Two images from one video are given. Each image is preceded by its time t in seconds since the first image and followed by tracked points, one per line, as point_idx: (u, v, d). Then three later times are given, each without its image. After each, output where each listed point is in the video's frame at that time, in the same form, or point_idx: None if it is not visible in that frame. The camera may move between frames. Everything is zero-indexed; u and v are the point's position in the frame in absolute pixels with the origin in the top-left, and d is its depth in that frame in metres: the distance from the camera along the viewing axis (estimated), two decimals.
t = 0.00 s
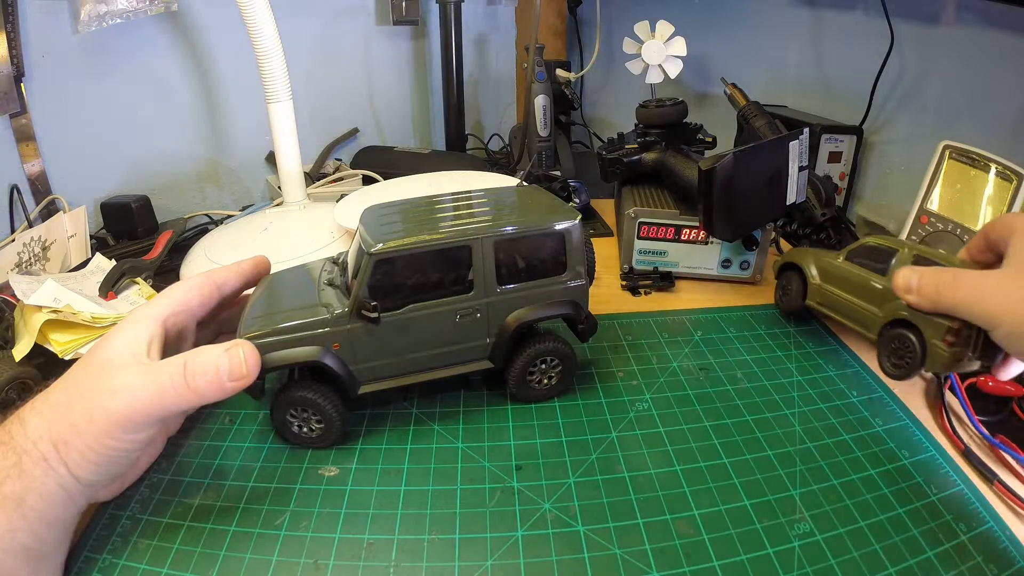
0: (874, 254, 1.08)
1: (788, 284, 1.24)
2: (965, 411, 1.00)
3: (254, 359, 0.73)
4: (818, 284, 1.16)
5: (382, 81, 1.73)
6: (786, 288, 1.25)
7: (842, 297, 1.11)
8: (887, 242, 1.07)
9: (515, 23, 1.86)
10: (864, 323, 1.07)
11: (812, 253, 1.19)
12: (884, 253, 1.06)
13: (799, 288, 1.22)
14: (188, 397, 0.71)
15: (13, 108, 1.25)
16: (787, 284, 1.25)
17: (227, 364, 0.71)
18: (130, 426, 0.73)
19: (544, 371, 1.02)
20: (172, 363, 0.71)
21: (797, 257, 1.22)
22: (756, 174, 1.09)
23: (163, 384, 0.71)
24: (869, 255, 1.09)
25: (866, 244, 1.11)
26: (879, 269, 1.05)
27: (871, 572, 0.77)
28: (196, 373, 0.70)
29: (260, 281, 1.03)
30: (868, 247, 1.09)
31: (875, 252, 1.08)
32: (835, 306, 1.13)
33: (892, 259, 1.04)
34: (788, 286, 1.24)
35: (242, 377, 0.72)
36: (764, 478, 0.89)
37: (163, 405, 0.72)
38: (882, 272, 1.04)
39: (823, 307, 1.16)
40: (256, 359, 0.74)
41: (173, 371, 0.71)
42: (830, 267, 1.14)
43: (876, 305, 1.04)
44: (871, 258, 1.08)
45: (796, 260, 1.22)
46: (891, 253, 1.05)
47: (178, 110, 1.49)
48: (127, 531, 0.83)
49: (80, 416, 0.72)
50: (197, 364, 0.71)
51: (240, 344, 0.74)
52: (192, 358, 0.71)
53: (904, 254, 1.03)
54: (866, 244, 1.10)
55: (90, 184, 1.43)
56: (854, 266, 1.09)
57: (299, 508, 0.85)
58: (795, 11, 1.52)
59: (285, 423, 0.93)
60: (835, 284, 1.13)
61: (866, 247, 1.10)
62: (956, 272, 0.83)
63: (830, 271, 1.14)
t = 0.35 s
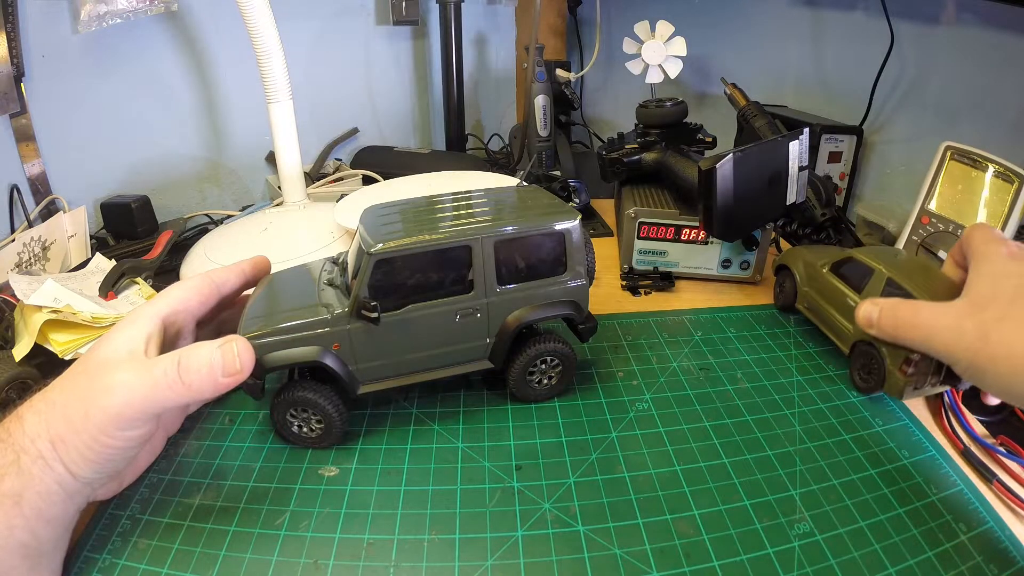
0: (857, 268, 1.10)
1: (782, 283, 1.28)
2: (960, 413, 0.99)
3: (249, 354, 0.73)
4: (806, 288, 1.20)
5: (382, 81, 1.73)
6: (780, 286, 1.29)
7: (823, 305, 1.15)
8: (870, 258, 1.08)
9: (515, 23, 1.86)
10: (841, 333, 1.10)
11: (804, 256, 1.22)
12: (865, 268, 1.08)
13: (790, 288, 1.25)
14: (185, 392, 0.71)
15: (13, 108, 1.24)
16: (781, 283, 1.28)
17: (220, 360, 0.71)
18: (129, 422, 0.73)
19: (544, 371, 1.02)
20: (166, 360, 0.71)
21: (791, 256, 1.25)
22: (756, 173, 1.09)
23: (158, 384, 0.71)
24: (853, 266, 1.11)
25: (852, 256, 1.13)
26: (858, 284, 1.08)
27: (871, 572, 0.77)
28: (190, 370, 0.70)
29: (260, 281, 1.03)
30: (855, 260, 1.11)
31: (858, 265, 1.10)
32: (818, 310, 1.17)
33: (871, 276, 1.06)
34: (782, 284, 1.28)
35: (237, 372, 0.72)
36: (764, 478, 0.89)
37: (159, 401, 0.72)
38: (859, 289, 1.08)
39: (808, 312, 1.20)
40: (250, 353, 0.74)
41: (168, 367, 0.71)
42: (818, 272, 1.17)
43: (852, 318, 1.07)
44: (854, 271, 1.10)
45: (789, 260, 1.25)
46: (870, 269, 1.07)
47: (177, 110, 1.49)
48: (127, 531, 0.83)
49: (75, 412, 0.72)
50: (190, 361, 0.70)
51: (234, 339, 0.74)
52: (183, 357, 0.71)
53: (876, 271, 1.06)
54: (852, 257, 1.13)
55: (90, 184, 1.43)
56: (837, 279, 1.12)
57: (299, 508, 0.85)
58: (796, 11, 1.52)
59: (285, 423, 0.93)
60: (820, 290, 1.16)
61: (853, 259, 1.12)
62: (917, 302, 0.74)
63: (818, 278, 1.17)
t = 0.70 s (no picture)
0: (857, 266, 1.10)
1: (782, 281, 1.28)
2: (960, 413, 0.99)
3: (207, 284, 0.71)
4: (806, 287, 1.20)
5: (382, 81, 1.74)
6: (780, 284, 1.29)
7: (823, 304, 1.15)
8: (869, 256, 1.08)
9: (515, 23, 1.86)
10: (839, 332, 1.11)
11: (804, 255, 1.22)
12: (864, 267, 1.09)
13: (790, 286, 1.25)
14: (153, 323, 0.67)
15: (13, 108, 1.25)
16: (782, 282, 1.27)
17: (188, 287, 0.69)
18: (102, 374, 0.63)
19: (543, 371, 1.02)
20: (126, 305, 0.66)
21: (792, 255, 1.25)
22: (755, 176, 1.09)
23: (113, 341, 0.64)
24: (853, 265, 1.11)
25: (852, 255, 1.13)
26: (858, 283, 1.09)
27: (871, 572, 0.77)
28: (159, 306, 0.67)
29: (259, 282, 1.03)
30: (854, 258, 1.12)
31: (857, 264, 1.10)
32: (819, 309, 1.17)
33: (870, 275, 1.07)
34: (782, 282, 1.27)
35: (203, 294, 0.70)
36: (764, 478, 0.89)
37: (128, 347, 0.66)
38: (859, 288, 1.08)
39: (808, 311, 1.20)
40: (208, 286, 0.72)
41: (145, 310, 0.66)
42: (818, 270, 1.17)
43: (852, 317, 1.08)
44: (854, 270, 1.10)
45: (790, 258, 1.25)
46: (870, 267, 1.07)
47: (177, 109, 1.49)
48: (127, 531, 0.83)
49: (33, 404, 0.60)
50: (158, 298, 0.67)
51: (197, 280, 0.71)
52: (123, 300, 0.66)
53: (877, 270, 1.05)
54: (851, 255, 1.13)
55: (90, 183, 1.43)
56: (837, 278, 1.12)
57: (300, 508, 0.85)
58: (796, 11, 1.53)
59: (285, 423, 0.93)
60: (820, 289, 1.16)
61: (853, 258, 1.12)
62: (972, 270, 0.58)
63: (818, 277, 1.17)
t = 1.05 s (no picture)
0: (857, 265, 1.10)
1: (783, 281, 1.27)
2: (960, 413, 0.99)
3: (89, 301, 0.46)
4: (806, 287, 1.20)
5: (382, 81, 1.74)
6: (779, 284, 1.29)
7: (823, 304, 1.15)
8: (869, 255, 1.08)
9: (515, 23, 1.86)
10: (839, 332, 1.11)
11: (804, 255, 1.22)
12: (864, 266, 1.09)
13: (790, 286, 1.25)
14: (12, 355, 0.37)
15: (13, 108, 1.25)
16: (782, 282, 1.27)
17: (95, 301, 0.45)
18: None
19: (544, 370, 1.02)
20: None
21: (792, 255, 1.25)
22: (755, 176, 1.09)
23: None
24: (853, 264, 1.11)
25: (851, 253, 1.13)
26: (858, 283, 1.09)
27: (870, 572, 0.77)
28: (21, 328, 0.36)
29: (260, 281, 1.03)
30: (854, 257, 1.11)
31: (857, 263, 1.10)
32: (819, 309, 1.17)
33: (870, 274, 1.07)
34: (782, 282, 1.27)
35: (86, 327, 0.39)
36: (765, 478, 0.89)
37: None
38: (859, 288, 1.08)
39: (808, 310, 1.20)
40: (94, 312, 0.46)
41: None
42: (819, 271, 1.17)
43: (852, 317, 1.08)
44: (855, 269, 1.10)
45: (789, 258, 1.25)
46: (869, 266, 1.07)
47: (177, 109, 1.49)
48: (127, 531, 0.83)
49: None
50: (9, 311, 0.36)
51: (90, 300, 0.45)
52: None
53: (877, 270, 1.05)
54: (851, 254, 1.13)
55: (91, 183, 1.43)
56: (837, 278, 1.12)
57: (300, 508, 0.85)
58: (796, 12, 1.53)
59: (286, 424, 0.93)
60: (820, 289, 1.16)
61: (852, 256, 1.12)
62: None
63: (818, 277, 1.17)
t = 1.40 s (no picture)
0: (857, 265, 1.10)
1: (783, 281, 1.27)
2: (960, 413, 0.99)
3: None
4: (806, 287, 1.20)
5: (382, 81, 1.74)
6: (779, 284, 1.29)
7: (823, 304, 1.15)
8: (869, 255, 1.09)
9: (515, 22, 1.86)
10: (839, 333, 1.11)
11: (804, 255, 1.22)
12: (864, 266, 1.09)
13: (789, 286, 1.25)
14: None
15: (13, 108, 1.24)
16: (782, 282, 1.27)
17: None
18: None
19: (544, 370, 1.02)
20: None
21: (792, 255, 1.25)
22: (755, 176, 1.09)
23: None
24: (853, 264, 1.11)
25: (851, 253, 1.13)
26: (858, 283, 1.09)
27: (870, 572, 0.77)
28: None
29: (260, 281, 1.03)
30: (854, 257, 1.11)
31: (857, 263, 1.10)
32: (819, 309, 1.17)
33: (870, 274, 1.07)
34: (782, 282, 1.27)
35: None
36: (765, 478, 0.89)
37: None
38: (859, 288, 1.08)
39: (808, 310, 1.20)
40: None
41: None
42: (819, 270, 1.17)
43: (852, 317, 1.08)
44: (855, 269, 1.10)
45: (789, 258, 1.25)
46: (870, 266, 1.07)
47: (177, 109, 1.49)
48: (126, 531, 0.83)
49: None
50: None
51: None
52: None
53: (877, 270, 1.05)
54: (851, 254, 1.13)
55: (91, 183, 1.43)
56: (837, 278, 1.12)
57: (300, 508, 0.85)
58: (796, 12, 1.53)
59: (286, 424, 0.93)
60: (820, 289, 1.16)
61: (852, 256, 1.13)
62: None
63: (818, 277, 1.17)
